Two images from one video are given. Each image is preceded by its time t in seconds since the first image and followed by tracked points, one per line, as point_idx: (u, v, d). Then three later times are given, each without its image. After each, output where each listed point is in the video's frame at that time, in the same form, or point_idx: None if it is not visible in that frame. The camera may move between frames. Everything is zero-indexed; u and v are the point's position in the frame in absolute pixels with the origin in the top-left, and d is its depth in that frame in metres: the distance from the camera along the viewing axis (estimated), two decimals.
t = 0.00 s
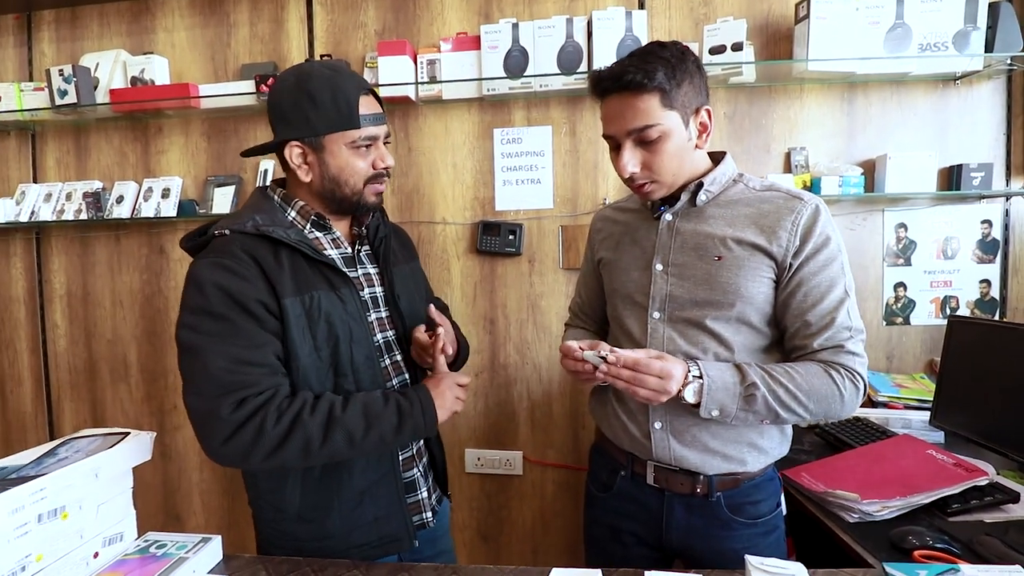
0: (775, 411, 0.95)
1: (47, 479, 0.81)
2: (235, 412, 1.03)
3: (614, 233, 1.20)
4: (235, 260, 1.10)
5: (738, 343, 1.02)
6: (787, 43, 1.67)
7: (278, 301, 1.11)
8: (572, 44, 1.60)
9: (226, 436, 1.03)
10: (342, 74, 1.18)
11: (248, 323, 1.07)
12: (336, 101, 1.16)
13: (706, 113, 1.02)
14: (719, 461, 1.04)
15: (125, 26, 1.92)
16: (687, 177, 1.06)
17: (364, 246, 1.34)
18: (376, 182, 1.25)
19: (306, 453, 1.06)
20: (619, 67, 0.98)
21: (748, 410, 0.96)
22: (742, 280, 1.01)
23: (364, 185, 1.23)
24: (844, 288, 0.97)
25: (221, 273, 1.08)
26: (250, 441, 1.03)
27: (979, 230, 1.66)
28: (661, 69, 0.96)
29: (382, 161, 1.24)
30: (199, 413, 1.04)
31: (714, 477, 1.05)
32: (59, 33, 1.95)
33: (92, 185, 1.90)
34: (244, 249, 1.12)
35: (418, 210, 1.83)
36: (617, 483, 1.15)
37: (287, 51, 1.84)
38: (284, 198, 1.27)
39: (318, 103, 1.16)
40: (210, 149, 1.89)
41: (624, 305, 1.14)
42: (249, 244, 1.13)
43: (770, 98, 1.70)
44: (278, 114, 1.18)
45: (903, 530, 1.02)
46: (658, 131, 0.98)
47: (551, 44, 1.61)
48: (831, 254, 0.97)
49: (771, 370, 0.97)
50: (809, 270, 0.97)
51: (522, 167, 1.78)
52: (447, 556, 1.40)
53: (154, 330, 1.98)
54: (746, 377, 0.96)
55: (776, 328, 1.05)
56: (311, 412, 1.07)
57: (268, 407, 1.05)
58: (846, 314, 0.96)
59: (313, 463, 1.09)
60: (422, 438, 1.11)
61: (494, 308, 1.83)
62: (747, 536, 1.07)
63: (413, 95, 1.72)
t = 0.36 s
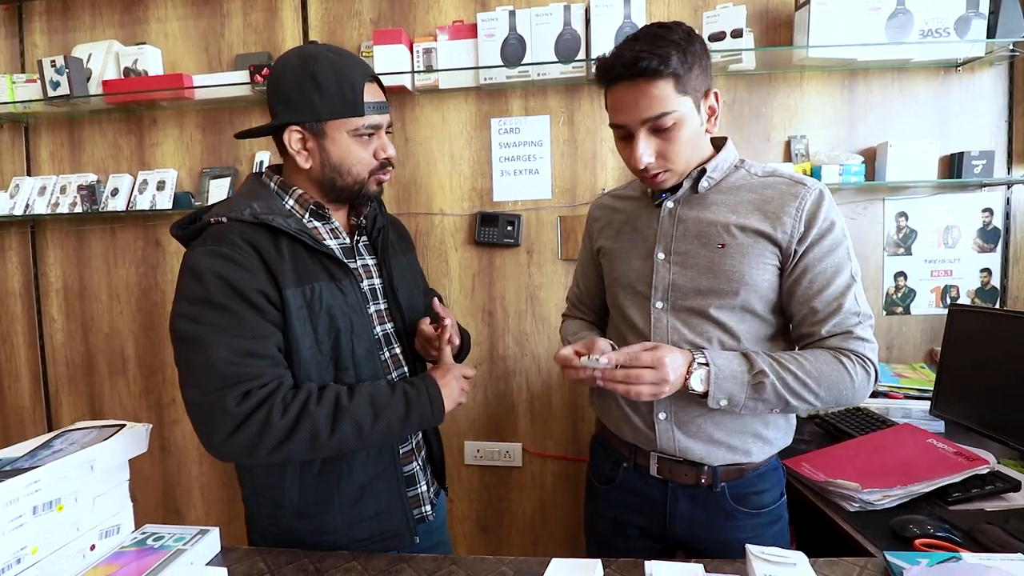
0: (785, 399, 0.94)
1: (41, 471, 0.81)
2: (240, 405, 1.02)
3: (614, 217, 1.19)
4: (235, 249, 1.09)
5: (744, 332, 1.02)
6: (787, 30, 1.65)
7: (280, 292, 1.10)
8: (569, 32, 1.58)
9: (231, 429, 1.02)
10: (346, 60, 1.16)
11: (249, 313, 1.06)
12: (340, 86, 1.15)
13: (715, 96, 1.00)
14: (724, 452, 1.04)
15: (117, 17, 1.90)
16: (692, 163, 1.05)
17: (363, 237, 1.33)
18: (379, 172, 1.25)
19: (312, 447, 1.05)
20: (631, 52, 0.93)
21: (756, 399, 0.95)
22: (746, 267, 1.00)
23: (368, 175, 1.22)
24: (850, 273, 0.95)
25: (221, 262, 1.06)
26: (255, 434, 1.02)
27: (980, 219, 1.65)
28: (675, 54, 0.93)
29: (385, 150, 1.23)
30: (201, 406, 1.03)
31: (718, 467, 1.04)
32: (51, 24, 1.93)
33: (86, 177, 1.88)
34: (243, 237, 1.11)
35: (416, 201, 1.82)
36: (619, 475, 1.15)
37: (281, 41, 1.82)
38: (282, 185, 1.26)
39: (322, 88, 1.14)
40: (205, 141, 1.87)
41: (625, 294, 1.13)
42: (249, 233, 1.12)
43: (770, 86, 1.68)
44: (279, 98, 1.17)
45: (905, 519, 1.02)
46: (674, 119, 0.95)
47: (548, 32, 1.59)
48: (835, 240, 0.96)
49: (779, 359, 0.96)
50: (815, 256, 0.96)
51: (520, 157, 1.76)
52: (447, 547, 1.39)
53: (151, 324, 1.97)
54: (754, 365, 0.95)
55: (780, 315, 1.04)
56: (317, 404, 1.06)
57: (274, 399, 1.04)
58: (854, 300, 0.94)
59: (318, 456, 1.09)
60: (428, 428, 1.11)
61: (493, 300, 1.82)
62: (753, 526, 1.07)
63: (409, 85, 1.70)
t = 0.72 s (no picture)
0: (854, 409, 0.89)
1: (48, 460, 0.81)
2: (241, 397, 1.02)
3: (618, 202, 1.09)
4: (238, 241, 1.09)
5: (763, 321, 0.96)
6: (795, 16, 1.63)
7: (283, 284, 1.10)
8: (573, 21, 1.56)
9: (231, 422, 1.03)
10: (347, 49, 1.15)
11: (252, 305, 1.06)
12: (340, 76, 1.14)
13: (729, 80, 0.94)
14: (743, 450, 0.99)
15: (121, 9, 1.90)
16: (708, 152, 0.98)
17: (368, 229, 1.33)
18: (380, 163, 1.24)
19: (314, 439, 1.05)
20: (649, 36, 0.86)
21: (833, 420, 0.88)
22: (771, 261, 0.95)
23: (368, 166, 1.22)
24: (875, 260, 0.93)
25: (225, 254, 1.07)
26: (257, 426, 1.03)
27: (991, 209, 1.62)
28: (694, 36, 0.86)
29: (386, 141, 1.22)
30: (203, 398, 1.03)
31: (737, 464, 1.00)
32: (55, 17, 1.93)
33: (92, 170, 1.89)
34: (246, 229, 1.11)
35: (419, 192, 1.81)
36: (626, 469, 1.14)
37: (284, 32, 1.81)
38: (286, 176, 1.26)
39: (323, 78, 1.13)
40: (209, 134, 1.88)
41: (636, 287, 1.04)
42: (252, 224, 1.12)
43: (777, 74, 1.65)
44: (280, 89, 1.17)
45: (913, 512, 1.01)
46: (694, 106, 0.87)
47: (552, 21, 1.57)
48: (859, 230, 0.92)
49: (842, 368, 0.88)
50: (841, 244, 0.91)
51: (523, 148, 1.75)
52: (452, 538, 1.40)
53: (158, 316, 1.99)
54: (826, 388, 0.87)
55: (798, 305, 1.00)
56: (320, 396, 1.06)
57: (276, 392, 1.04)
58: (884, 287, 0.92)
59: (320, 448, 1.09)
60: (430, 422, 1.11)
61: (496, 292, 1.82)
62: (768, 521, 1.04)
63: (411, 75, 1.69)
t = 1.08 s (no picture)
0: (869, 428, 0.83)
1: (59, 459, 0.82)
2: (248, 398, 1.03)
3: (636, 203, 0.98)
4: (247, 243, 1.10)
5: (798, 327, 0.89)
6: (803, 17, 1.62)
7: (291, 286, 1.11)
8: (579, 23, 1.57)
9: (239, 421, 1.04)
10: (355, 54, 1.16)
11: (260, 307, 1.07)
12: (346, 82, 1.15)
13: (755, 86, 0.87)
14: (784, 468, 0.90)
15: (133, 14, 1.92)
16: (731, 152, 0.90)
17: (377, 231, 1.34)
18: (387, 167, 1.24)
19: (320, 440, 1.06)
20: (671, 28, 0.79)
21: (848, 445, 0.82)
22: (806, 265, 0.87)
23: (375, 170, 1.22)
24: (886, 259, 0.87)
25: (235, 257, 1.08)
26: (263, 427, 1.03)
27: (1002, 209, 1.60)
28: (719, 34, 0.79)
29: (393, 146, 1.23)
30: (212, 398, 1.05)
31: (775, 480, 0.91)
32: (68, 22, 1.96)
33: (103, 173, 1.91)
34: (256, 232, 1.12)
35: (426, 194, 1.82)
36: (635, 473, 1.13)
37: (292, 35, 1.83)
38: (297, 179, 1.27)
39: (329, 83, 1.14)
40: (219, 137, 1.90)
41: (661, 294, 0.94)
42: (261, 227, 1.13)
43: (785, 75, 1.65)
44: (289, 95, 1.18)
45: (923, 516, 0.99)
46: (709, 108, 0.81)
47: (558, 23, 1.57)
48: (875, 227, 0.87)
49: (852, 387, 0.82)
50: (856, 246, 0.86)
51: (530, 150, 1.75)
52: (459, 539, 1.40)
53: (168, 318, 2.01)
54: (839, 414, 0.80)
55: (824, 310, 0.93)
56: (327, 397, 1.07)
57: (283, 394, 1.05)
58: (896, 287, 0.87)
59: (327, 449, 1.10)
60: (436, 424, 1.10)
61: (503, 294, 1.82)
62: (795, 525, 0.97)
63: (419, 78, 1.70)
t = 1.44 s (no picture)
0: (865, 448, 0.80)
1: (57, 461, 0.82)
2: (245, 400, 1.03)
3: (645, 205, 0.98)
4: (247, 244, 1.09)
5: (814, 335, 0.87)
6: (803, 21, 1.63)
7: (291, 286, 1.11)
8: (580, 25, 1.57)
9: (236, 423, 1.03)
10: (349, 51, 1.15)
11: (259, 308, 1.07)
12: (339, 79, 1.14)
13: (764, 82, 0.85)
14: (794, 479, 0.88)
15: (132, 14, 1.92)
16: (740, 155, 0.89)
17: (378, 231, 1.34)
18: (381, 166, 1.23)
19: (317, 441, 1.06)
20: (672, 29, 0.79)
21: (843, 468, 0.79)
22: (819, 271, 0.85)
23: (368, 169, 1.22)
24: (898, 259, 0.85)
25: (234, 257, 1.07)
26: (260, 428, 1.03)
27: (1000, 212, 1.61)
28: (722, 32, 0.78)
29: (387, 145, 1.22)
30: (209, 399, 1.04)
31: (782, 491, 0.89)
32: (67, 21, 1.95)
33: (102, 173, 1.91)
34: (256, 232, 1.12)
35: (426, 195, 1.82)
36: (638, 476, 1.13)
37: (293, 35, 1.82)
38: (298, 179, 1.27)
39: (322, 81, 1.14)
40: (218, 137, 1.89)
41: (670, 299, 0.93)
42: (262, 228, 1.13)
43: (784, 78, 1.66)
44: (285, 92, 1.18)
45: (920, 518, 1.00)
46: (716, 108, 0.80)
47: (559, 25, 1.58)
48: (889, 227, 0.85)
49: (842, 407, 0.79)
50: (867, 245, 0.84)
51: (530, 151, 1.76)
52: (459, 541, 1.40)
53: (166, 318, 2.00)
54: (830, 437, 0.78)
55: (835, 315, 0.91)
56: (325, 399, 1.06)
57: (280, 395, 1.04)
58: (906, 288, 0.84)
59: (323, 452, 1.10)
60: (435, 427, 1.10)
61: (503, 295, 1.82)
62: (803, 531, 0.97)
63: (419, 79, 1.70)
